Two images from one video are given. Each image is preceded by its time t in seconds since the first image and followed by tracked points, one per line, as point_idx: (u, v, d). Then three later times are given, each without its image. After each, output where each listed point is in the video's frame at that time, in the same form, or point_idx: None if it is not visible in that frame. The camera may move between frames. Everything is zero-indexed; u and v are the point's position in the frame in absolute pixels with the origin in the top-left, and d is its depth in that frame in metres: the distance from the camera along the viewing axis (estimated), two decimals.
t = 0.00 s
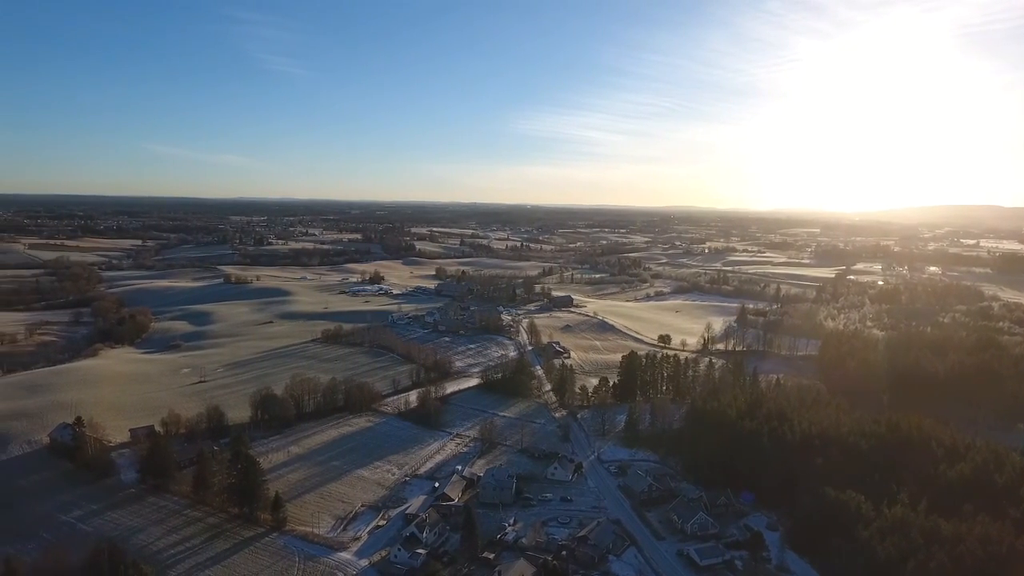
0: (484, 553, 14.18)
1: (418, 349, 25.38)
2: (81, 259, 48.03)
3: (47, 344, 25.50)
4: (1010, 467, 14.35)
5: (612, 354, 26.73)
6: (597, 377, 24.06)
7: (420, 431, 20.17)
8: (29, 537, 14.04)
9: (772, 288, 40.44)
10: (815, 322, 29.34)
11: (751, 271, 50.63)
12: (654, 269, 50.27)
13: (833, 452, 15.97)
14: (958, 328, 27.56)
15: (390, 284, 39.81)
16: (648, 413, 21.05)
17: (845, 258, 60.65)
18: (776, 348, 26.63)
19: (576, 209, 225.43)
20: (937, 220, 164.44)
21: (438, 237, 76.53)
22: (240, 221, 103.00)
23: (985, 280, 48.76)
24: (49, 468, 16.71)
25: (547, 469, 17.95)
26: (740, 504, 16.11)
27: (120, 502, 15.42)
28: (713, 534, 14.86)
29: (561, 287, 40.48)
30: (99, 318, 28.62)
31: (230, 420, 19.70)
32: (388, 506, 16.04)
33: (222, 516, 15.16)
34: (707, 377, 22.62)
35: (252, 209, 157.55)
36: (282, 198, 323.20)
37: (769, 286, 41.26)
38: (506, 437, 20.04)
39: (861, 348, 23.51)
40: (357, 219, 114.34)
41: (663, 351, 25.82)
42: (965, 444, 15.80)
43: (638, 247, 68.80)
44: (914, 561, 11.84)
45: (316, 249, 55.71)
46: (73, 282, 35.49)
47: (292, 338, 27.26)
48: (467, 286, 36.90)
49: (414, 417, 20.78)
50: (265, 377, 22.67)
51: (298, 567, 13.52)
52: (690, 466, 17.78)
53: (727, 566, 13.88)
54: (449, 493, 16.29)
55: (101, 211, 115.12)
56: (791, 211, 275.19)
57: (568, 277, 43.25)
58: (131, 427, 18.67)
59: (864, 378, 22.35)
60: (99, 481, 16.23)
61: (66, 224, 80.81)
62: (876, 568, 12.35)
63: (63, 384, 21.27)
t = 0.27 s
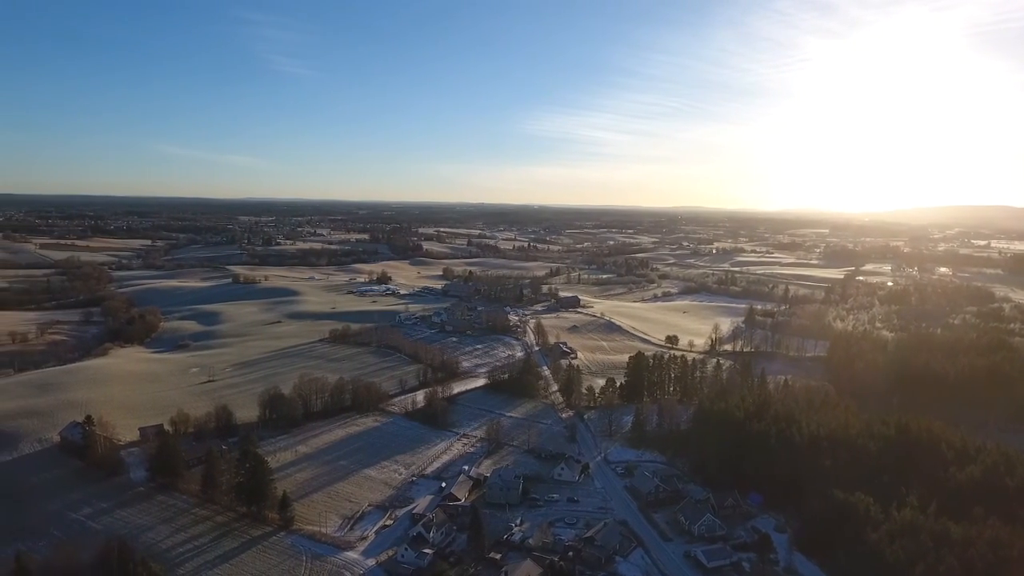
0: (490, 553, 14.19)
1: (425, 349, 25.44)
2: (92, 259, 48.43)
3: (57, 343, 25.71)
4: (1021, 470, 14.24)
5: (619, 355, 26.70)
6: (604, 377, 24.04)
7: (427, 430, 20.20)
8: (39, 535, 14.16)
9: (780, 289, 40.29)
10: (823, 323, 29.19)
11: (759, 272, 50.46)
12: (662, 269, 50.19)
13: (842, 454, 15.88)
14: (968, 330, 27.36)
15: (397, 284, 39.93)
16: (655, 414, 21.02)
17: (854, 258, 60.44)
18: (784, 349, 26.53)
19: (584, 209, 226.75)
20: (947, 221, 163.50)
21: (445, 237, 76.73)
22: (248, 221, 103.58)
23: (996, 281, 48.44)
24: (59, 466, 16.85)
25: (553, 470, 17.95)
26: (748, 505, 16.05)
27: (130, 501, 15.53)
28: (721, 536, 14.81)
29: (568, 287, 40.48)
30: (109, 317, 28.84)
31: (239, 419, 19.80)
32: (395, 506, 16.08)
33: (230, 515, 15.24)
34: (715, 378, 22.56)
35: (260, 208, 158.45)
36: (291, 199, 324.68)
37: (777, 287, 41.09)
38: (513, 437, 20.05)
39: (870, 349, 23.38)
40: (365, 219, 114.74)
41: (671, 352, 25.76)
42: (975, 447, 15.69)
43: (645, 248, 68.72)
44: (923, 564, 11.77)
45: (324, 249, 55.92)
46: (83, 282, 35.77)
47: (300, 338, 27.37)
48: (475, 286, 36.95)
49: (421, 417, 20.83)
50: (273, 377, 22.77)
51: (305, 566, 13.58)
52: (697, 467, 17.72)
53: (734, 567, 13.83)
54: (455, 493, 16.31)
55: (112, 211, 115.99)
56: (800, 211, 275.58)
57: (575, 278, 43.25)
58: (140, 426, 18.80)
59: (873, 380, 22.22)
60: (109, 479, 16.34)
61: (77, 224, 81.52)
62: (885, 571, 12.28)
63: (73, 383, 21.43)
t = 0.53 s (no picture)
0: (497, 553, 14.20)
1: (432, 349, 25.48)
2: (102, 258, 48.81)
3: (68, 342, 25.91)
4: None
5: (626, 355, 26.67)
6: (611, 378, 23.99)
7: (433, 431, 20.23)
8: (50, 533, 14.28)
9: (789, 290, 40.08)
10: (832, 324, 29.00)
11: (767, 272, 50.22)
12: (669, 270, 50.04)
13: (850, 455, 15.78)
14: (979, 331, 27.10)
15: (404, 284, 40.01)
16: (662, 415, 20.96)
17: (863, 259, 60.17)
18: (792, 350, 26.41)
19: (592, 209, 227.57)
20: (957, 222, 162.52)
21: (452, 237, 76.89)
22: (257, 221, 104.32)
23: (1007, 282, 48.02)
24: (69, 464, 16.98)
25: (560, 470, 17.94)
26: (756, 507, 15.97)
27: (139, 499, 15.64)
28: (728, 537, 14.75)
29: (575, 287, 40.44)
30: (119, 317, 29.04)
31: (247, 418, 19.90)
32: (402, 506, 16.12)
33: (238, 514, 15.32)
34: (722, 379, 22.48)
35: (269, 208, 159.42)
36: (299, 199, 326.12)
37: (786, 288, 40.88)
38: (520, 438, 20.05)
39: (879, 350, 23.24)
40: (372, 219, 115.10)
41: (678, 353, 25.70)
42: (986, 449, 15.56)
43: (653, 248, 68.58)
44: (933, 567, 11.68)
45: (331, 249, 56.12)
46: (93, 281, 36.04)
47: (307, 338, 27.46)
48: (482, 287, 36.97)
49: (428, 417, 20.86)
50: (281, 377, 22.86)
51: (313, 565, 13.63)
52: (705, 468, 17.65)
53: (742, 569, 13.78)
54: (462, 493, 16.33)
55: (122, 210, 117.16)
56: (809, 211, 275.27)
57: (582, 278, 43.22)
58: (149, 425, 18.92)
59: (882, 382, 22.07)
60: (118, 478, 16.46)
61: (88, 224, 82.30)
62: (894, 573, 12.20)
63: (83, 382, 21.60)
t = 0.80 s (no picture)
0: (504, 553, 14.20)
1: (439, 349, 25.53)
2: (112, 258, 49.20)
3: (78, 341, 26.11)
4: None
5: (633, 356, 26.61)
6: (618, 378, 23.95)
7: (440, 430, 20.26)
8: (60, 531, 14.39)
9: (797, 291, 39.87)
10: (841, 325, 28.82)
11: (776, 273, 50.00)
12: (677, 270, 49.93)
13: (860, 457, 15.68)
14: (990, 332, 26.83)
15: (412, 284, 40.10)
16: (670, 416, 20.90)
17: (872, 259, 59.84)
18: (801, 351, 26.29)
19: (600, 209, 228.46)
20: (967, 223, 162.10)
21: (459, 237, 77.06)
22: (265, 221, 104.99)
23: (1019, 283, 47.62)
24: (80, 462, 17.13)
25: (567, 471, 17.92)
26: (764, 508, 15.90)
27: (148, 497, 15.74)
28: (735, 539, 14.70)
29: (582, 288, 40.40)
30: (129, 316, 29.25)
31: (255, 417, 20.00)
32: (409, 506, 16.15)
33: (246, 512, 15.40)
34: (730, 380, 22.41)
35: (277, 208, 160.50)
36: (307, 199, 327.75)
37: (794, 288, 40.67)
38: (526, 438, 20.05)
39: (889, 352, 23.10)
40: (380, 220, 115.45)
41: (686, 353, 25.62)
42: (997, 451, 15.44)
43: (660, 248, 68.48)
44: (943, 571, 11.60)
45: (339, 249, 56.32)
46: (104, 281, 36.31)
47: (315, 337, 27.57)
48: (489, 287, 37.01)
49: (435, 417, 20.89)
50: (289, 376, 22.96)
51: (320, 564, 13.68)
52: (712, 469, 17.59)
53: (749, 571, 13.73)
54: (469, 493, 16.35)
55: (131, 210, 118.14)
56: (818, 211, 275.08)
57: (589, 278, 43.18)
58: (158, 424, 19.05)
59: (892, 384, 21.91)
60: (128, 476, 16.58)
61: (98, 224, 83.01)
62: None
63: (94, 381, 21.78)
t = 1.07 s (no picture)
0: (511, 553, 14.21)
1: (446, 349, 25.58)
2: (123, 258, 49.58)
3: (89, 340, 26.34)
4: None
5: (641, 357, 26.55)
6: (625, 379, 23.91)
7: (447, 430, 20.30)
8: (70, 528, 14.53)
9: (806, 291, 39.66)
10: (850, 326, 28.64)
11: (784, 273, 49.82)
12: (684, 271, 49.80)
13: (868, 460, 15.59)
14: (1001, 334, 26.58)
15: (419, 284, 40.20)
16: (677, 416, 20.85)
17: (882, 260, 59.50)
18: (809, 352, 26.16)
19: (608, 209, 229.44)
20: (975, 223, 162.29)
21: (467, 237, 77.20)
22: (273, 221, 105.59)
23: None
24: (90, 460, 17.27)
25: (574, 471, 17.91)
26: (771, 510, 15.83)
27: (158, 495, 15.86)
28: (743, 540, 14.65)
29: (589, 288, 40.35)
30: (139, 315, 29.47)
31: (263, 417, 20.10)
32: (416, 505, 16.20)
33: (255, 511, 15.48)
34: (738, 381, 22.32)
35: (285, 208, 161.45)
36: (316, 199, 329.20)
37: (803, 289, 40.47)
38: (533, 438, 20.06)
39: (898, 353, 22.94)
40: (388, 220, 115.79)
41: (694, 354, 25.53)
42: (1008, 454, 15.31)
43: (668, 249, 68.34)
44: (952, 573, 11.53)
45: (348, 249, 56.52)
46: (114, 281, 36.60)
47: (323, 337, 27.66)
48: (496, 287, 37.04)
49: (443, 416, 20.93)
50: (296, 376, 23.07)
51: (327, 564, 13.74)
52: (720, 470, 17.54)
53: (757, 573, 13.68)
54: (476, 493, 16.38)
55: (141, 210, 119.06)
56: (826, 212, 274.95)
57: (597, 279, 43.13)
58: (168, 423, 19.19)
59: (903, 385, 21.73)
60: (137, 474, 16.72)
61: (108, 224, 83.73)
62: None
63: (104, 380, 21.96)
